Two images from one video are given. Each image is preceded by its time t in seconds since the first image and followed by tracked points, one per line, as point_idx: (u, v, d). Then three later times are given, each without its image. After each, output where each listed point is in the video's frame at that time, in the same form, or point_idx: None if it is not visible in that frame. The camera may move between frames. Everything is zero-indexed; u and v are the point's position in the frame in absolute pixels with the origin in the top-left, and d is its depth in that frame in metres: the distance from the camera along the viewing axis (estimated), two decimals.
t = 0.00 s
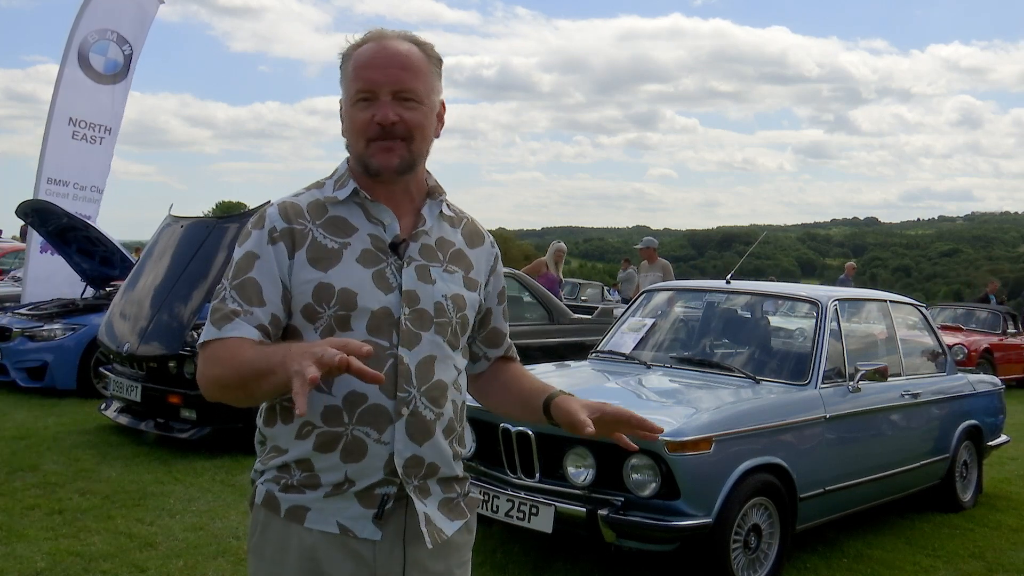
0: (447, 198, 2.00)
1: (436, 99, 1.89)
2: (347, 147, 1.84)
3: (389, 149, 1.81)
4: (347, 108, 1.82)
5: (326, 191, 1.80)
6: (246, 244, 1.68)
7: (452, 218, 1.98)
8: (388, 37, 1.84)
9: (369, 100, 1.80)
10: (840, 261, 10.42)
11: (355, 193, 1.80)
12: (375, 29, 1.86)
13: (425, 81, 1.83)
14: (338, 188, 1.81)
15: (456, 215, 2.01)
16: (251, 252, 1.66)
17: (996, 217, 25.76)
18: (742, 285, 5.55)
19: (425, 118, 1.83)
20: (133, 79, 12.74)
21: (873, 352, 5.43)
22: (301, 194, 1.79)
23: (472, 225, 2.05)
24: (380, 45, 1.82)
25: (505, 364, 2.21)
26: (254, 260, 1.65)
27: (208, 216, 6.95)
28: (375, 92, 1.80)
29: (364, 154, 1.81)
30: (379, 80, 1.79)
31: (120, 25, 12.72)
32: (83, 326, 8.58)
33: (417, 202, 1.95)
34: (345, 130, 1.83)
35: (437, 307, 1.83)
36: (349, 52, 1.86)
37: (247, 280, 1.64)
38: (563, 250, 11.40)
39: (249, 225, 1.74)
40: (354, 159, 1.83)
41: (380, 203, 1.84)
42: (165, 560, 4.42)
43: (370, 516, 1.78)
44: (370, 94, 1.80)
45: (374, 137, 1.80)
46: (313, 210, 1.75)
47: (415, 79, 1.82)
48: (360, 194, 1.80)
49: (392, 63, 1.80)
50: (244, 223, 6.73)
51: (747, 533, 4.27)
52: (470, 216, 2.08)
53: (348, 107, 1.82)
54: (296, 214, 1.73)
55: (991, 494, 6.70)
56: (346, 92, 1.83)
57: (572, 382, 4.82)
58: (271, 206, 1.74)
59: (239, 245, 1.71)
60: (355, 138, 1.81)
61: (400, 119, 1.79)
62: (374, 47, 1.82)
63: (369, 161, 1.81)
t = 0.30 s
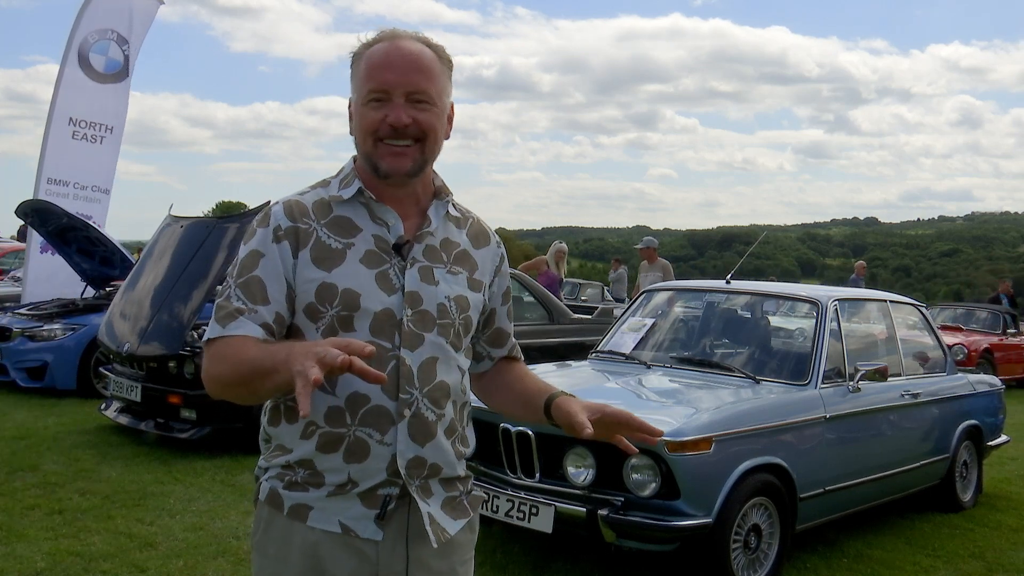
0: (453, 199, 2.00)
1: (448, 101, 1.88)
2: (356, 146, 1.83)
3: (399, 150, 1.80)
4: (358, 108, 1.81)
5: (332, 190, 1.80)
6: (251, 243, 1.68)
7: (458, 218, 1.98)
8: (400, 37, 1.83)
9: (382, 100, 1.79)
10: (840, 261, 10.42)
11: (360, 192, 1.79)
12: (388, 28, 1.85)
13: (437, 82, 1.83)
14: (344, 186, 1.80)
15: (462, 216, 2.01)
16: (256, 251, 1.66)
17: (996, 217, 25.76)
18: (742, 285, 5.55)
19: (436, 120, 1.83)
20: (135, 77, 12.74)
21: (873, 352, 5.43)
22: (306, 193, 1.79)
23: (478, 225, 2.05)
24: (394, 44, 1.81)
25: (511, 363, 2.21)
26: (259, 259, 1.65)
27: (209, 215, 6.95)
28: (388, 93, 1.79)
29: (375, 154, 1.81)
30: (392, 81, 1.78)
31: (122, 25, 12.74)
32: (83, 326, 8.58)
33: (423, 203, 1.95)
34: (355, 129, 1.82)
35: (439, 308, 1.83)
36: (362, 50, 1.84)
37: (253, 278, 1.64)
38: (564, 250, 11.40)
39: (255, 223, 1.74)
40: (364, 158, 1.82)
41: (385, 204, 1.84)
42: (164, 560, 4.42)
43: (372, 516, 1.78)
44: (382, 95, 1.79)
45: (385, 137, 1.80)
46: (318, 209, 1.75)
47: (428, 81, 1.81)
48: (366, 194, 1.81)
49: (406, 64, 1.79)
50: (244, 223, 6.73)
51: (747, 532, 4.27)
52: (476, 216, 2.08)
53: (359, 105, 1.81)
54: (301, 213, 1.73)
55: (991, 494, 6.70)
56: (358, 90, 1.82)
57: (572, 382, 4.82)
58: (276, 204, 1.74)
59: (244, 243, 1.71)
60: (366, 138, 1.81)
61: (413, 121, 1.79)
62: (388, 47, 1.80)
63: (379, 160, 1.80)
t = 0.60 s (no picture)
0: (452, 200, 2.00)
1: (450, 103, 1.88)
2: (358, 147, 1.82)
3: (402, 152, 1.80)
4: (361, 108, 1.81)
5: (333, 192, 1.79)
6: (252, 243, 1.68)
7: (457, 219, 1.98)
8: (404, 39, 1.83)
9: (385, 101, 1.79)
10: (840, 261, 10.42)
11: (360, 193, 1.79)
12: (392, 30, 1.85)
13: (440, 84, 1.83)
14: (344, 188, 1.80)
15: (461, 217, 2.01)
16: (257, 252, 1.66)
17: (996, 217, 25.77)
18: (742, 285, 5.55)
19: (439, 123, 1.83)
20: (134, 78, 12.75)
21: (873, 353, 5.43)
22: (307, 193, 1.78)
23: (478, 225, 2.05)
24: (398, 46, 1.81)
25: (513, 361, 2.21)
26: (260, 260, 1.65)
27: (208, 215, 6.95)
28: (393, 94, 1.79)
29: (378, 155, 1.80)
30: (397, 82, 1.78)
31: (120, 26, 12.76)
32: (83, 326, 8.58)
33: (423, 204, 1.94)
34: (358, 129, 1.81)
35: (441, 309, 1.83)
36: (365, 51, 1.84)
37: (253, 279, 1.64)
38: (564, 250, 11.40)
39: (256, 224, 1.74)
40: (366, 159, 1.82)
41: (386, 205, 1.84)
42: (165, 560, 4.42)
43: (375, 516, 1.78)
44: (387, 96, 1.79)
45: (388, 138, 1.79)
46: (319, 210, 1.75)
47: (432, 84, 1.81)
48: (366, 195, 1.80)
49: (410, 65, 1.79)
50: (244, 224, 6.73)
51: (747, 532, 4.27)
52: (475, 216, 2.08)
53: (362, 107, 1.80)
54: (302, 214, 1.72)
55: (991, 494, 6.70)
56: (361, 91, 1.81)
57: (572, 382, 4.81)
58: (277, 205, 1.73)
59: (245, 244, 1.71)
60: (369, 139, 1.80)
61: (417, 123, 1.79)
62: (392, 48, 1.80)
63: (382, 162, 1.80)
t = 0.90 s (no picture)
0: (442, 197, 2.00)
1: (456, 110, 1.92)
2: (389, 146, 1.78)
3: (439, 155, 1.79)
4: (396, 106, 1.76)
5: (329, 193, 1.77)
6: (250, 250, 1.65)
7: (447, 215, 1.99)
8: (429, 43, 1.82)
9: (427, 105, 1.77)
10: (840, 261, 10.42)
11: (359, 194, 1.77)
12: (414, 32, 1.82)
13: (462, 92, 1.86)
14: (341, 189, 1.78)
15: (450, 213, 2.01)
16: (256, 258, 1.64)
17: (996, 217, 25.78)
18: (742, 285, 5.55)
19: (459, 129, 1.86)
20: (134, 78, 12.76)
21: (873, 353, 5.43)
22: (301, 195, 1.76)
23: (465, 219, 2.05)
24: (431, 50, 1.80)
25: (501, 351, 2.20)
26: (260, 266, 1.63)
27: (208, 215, 6.94)
28: (436, 98, 1.77)
29: (418, 157, 1.78)
30: (440, 86, 1.77)
31: (121, 26, 12.75)
32: (83, 326, 8.59)
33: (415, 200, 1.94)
34: (390, 128, 1.77)
35: (443, 305, 1.84)
36: (393, 48, 1.79)
37: (254, 286, 1.62)
38: (564, 250, 11.40)
39: (249, 228, 1.70)
40: (398, 161, 1.78)
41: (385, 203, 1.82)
42: (164, 560, 4.42)
43: (387, 513, 1.78)
44: (429, 100, 1.77)
45: (425, 141, 1.78)
46: (317, 212, 1.73)
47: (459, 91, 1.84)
48: (365, 195, 1.79)
49: (447, 73, 1.80)
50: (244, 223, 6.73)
51: (747, 532, 4.27)
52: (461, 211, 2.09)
53: (400, 107, 1.76)
54: (302, 217, 1.70)
55: (991, 494, 6.70)
56: (398, 90, 1.76)
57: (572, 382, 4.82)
58: (273, 209, 1.71)
59: (239, 249, 1.67)
60: (410, 141, 1.77)
61: (454, 129, 1.80)
62: (426, 53, 1.79)
63: (421, 167, 1.78)
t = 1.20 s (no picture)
0: (422, 194, 1.99)
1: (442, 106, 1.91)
2: (390, 145, 1.76)
3: (437, 152, 1.78)
4: (394, 103, 1.74)
5: (326, 195, 1.73)
6: (276, 256, 1.60)
7: (428, 213, 1.98)
8: (419, 41, 1.81)
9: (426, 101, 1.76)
10: (840, 261, 10.42)
11: (360, 195, 1.75)
12: (404, 30, 1.81)
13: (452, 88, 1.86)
14: (340, 190, 1.74)
15: (428, 210, 2.02)
16: (286, 265, 1.59)
17: (995, 217, 25.78)
18: (742, 285, 5.55)
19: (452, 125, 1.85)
20: (134, 78, 12.76)
21: (873, 353, 5.43)
22: (301, 198, 1.70)
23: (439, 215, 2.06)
24: (423, 47, 1.79)
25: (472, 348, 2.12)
26: (293, 272, 1.59)
27: (208, 215, 6.95)
28: (432, 95, 1.76)
29: (419, 154, 1.77)
30: (439, 84, 1.77)
31: (120, 27, 12.76)
32: (83, 326, 8.59)
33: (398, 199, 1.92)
34: (389, 126, 1.75)
35: (439, 305, 1.85)
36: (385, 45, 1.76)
37: (292, 294, 1.58)
38: (564, 250, 11.39)
39: (259, 232, 1.63)
40: (396, 159, 1.77)
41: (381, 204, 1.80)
42: (165, 560, 4.42)
43: (392, 513, 1.77)
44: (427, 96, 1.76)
45: (424, 138, 1.77)
46: (324, 215, 1.69)
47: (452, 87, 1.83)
48: (365, 197, 1.76)
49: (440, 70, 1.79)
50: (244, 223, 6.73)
51: (747, 532, 4.27)
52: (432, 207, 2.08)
53: (398, 104, 1.74)
54: (313, 220, 1.66)
55: (991, 494, 6.70)
56: (395, 87, 1.74)
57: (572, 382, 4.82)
58: (283, 213, 1.65)
59: (256, 255, 1.60)
60: (409, 138, 1.75)
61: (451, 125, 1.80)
62: (420, 49, 1.78)
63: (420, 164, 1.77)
